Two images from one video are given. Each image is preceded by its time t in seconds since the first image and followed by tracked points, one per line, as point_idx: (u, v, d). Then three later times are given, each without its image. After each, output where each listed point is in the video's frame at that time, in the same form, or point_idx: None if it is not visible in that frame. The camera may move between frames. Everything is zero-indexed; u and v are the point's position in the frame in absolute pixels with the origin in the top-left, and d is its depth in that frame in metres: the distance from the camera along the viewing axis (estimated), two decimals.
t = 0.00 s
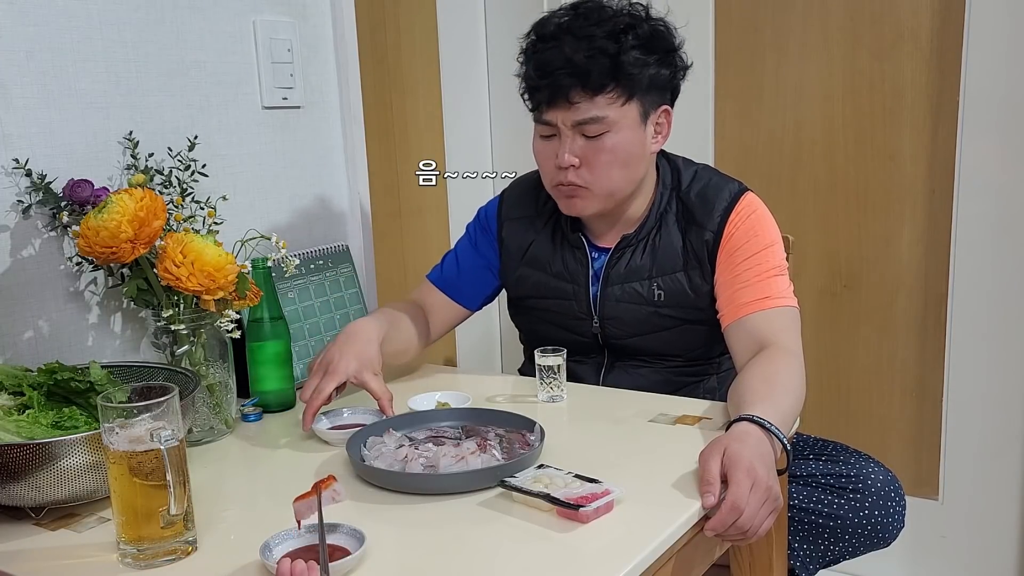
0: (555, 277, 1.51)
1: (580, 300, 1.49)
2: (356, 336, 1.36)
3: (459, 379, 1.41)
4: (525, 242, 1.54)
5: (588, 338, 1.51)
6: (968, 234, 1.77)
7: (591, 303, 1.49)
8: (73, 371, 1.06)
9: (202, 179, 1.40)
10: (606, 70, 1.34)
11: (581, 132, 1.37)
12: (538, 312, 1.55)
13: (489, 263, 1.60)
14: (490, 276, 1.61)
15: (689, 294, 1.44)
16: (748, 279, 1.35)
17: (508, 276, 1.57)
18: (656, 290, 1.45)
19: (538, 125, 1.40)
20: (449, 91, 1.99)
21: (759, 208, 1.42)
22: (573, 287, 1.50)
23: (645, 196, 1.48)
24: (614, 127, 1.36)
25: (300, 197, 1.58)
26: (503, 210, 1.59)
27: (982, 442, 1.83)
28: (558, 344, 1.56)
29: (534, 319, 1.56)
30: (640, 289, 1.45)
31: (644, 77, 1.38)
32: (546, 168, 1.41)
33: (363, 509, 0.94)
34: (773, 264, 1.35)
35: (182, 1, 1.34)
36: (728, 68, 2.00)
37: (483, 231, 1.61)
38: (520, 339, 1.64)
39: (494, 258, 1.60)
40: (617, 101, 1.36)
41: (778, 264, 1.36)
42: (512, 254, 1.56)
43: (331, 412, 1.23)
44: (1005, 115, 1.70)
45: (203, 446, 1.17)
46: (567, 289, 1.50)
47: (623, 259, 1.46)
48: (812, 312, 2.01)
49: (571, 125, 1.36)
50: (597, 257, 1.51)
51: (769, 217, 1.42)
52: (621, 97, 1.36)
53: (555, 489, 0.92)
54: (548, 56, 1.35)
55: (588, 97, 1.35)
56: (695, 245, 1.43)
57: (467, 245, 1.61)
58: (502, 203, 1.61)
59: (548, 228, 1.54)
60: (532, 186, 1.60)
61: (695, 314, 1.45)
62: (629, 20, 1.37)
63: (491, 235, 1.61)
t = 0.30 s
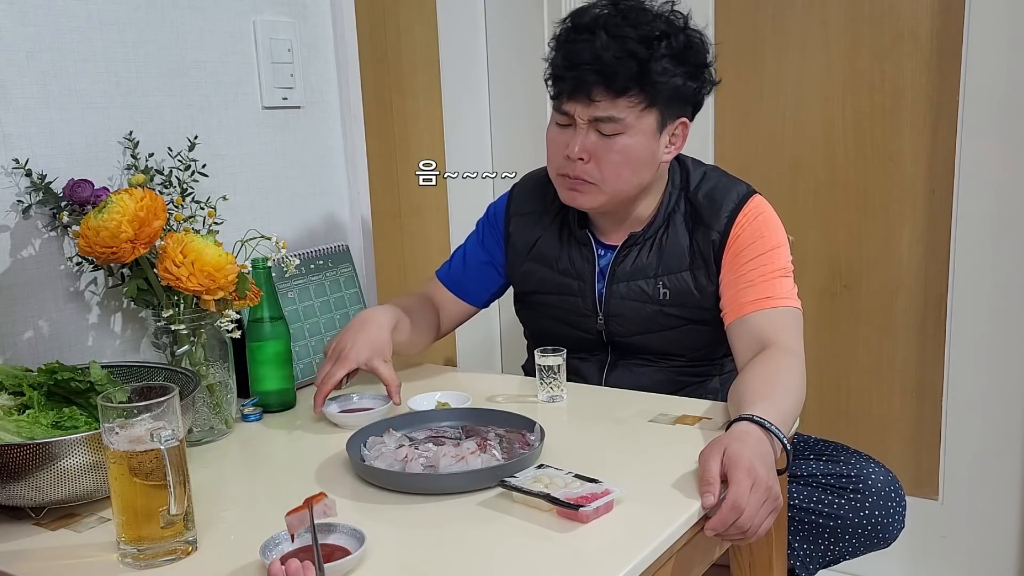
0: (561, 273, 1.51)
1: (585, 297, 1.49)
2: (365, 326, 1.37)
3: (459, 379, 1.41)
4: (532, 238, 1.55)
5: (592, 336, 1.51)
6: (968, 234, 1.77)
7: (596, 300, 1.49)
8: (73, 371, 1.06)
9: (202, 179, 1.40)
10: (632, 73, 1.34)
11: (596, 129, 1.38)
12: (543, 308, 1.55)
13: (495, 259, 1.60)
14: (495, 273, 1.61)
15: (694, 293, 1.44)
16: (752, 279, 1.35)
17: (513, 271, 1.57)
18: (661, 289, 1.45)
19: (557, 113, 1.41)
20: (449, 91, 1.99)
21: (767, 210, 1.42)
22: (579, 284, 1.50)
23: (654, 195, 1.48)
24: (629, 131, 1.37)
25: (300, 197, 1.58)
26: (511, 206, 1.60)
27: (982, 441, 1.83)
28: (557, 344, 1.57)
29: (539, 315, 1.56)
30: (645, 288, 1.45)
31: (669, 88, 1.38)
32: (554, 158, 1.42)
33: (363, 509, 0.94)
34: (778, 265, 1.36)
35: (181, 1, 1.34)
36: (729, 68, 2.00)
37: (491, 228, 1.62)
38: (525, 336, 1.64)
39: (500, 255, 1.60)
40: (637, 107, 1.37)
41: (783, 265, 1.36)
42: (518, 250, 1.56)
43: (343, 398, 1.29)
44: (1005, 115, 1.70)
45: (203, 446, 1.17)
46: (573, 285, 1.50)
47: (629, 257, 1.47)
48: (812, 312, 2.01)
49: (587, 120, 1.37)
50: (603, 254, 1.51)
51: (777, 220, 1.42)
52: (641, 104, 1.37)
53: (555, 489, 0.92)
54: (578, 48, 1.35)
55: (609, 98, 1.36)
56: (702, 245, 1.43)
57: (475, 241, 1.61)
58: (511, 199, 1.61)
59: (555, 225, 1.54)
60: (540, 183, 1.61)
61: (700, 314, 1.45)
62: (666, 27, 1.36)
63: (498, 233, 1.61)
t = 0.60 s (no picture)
0: (563, 271, 1.51)
1: (586, 295, 1.49)
2: (390, 315, 1.42)
3: (459, 379, 1.41)
4: (533, 237, 1.55)
5: (593, 333, 1.51)
6: (968, 234, 1.77)
7: (597, 299, 1.49)
8: (73, 372, 1.06)
9: (202, 179, 1.40)
10: (645, 71, 1.34)
11: (606, 125, 1.37)
12: (545, 306, 1.55)
13: (496, 259, 1.61)
14: (496, 273, 1.61)
15: (694, 294, 1.44)
16: (752, 279, 1.35)
17: (516, 268, 1.57)
18: (662, 288, 1.45)
19: (566, 106, 1.40)
20: (450, 92, 1.99)
21: (768, 211, 1.42)
22: (580, 282, 1.50)
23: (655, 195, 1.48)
24: (637, 129, 1.37)
25: (301, 197, 1.58)
26: (515, 204, 1.60)
27: (982, 441, 1.83)
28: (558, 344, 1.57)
29: (540, 312, 1.56)
30: (646, 287, 1.45)
31: (679, 88, 1.38)
32: (562, 152, 1.42)
33: (363, 509, 0.94)
34: (778, 266, 1.36)
35: (181, 1, 1.34)
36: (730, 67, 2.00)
37: (493, 227, 1.62)
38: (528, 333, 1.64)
39: (501, 255, 1.60)
40: (647, 105, 1.37)
41: (783, 266, 1.36)
42: (520, 247, 1.56)
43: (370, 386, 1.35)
44: (1005, 115, 1.70)
45: (203, 446, 1.17)
46: (574, 284, 1.50)
47: (630, 256, 1.47)
48: (812, 312, 2.01)
49: (597, 114, 1.37)
50: (605, 253, 1.51)
51: (778, 220, 1.42)
52: (651, 103, 1.37)
53: (555, 489, 0.92)
54: (592, 43, 1.35)
55: (621, 94, 1.36)
56: (703, 245, 1.43)
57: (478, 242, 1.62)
58: (514, 198, 1.61)
59: (557, 223, 1.54)
60: (544, 181, 1.61)
61: (700, 314, 1.45)
62: (679, 28, 1.37)
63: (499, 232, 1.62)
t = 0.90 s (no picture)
0: (560, 273, 1.51)
1: (584, 297, 1.49)
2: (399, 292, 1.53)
3: (459, 379, 1.41)
4: (530, 239, 1.55)
5: (591, 334, 1.51)
6: (968, 234, 1.77)
7: (595, 300, 1.49)
8: (73, 371, 1.06)
9: (202, 179, 1.40)
10: (646, 68, 1.34)
11: (607, 122, 1.38)
12: (543, 307, 1.55)
13: (494, 260, 1.60)
14: (494, 274, 1.61)
15: (692, 294, 1.44)
16: (750, 279, 1.35)
17: (513, 270, 1.57)
18: (659, 289, 1.45)
19: (565, 105, 1.40)
20: (450, 92, 1.99)
21: (765, 212, 1.42)
22: (577, 283, 1.50)
23: (652, 195, 1.48)
24: (639, 125, 1.38)
25: (301, 197, 1.58)
26: (512, 206, 1.60)
27: (982, 441, 1.83)
28: (558, 343, 1.57)
29: (538, 314, 1.56)
30: (643, 288, 1.45)
31: (679, 84, 1.39)
32: (563, 151, 1.41)
33: (363, 509, 0.94)
34: (776, 266, 1.36)
35: (181, 1, 1.34)
36: (730, 67, 2.00)
37: (491, 230, 1.62)
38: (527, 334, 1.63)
39: (499, 257, 1.60)
40: (648, 101, 1.37)
41: (781, 266, 1.36)
42: (518, 249, 1.56)
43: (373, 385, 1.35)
44: (1005, 115, 1.70)
45: (203, 446, 1.17)
46: (572, 285, 1.50)
47: (627, 257, 1.47)
48: (812, 312, 2.01)
49: (598, 112, 1.37)
50: (602, 254, 1.51)
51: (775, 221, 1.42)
52: (652, 98, 1.38)
53: (555, 489, 0.92)
54: (592, 42, 1.35)
55: (623, 90, 1.36)
56: (700, 245, 1.43)
57: (476, 244, 1.62)
58: (512, 200, 1.61)
59: (554, 224, 1.54)
60: (542, 182, 1.61)
61: (698, 314, 1.45)
62: (676, 24, 1.37)
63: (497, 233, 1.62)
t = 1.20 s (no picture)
0: (555, 276, 1.51)
1: (579, 300, 1.49)
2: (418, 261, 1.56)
3: (459, 379, 1.41)
4: (524, 243, 1.55)
5: (587, 337, 1.51)
6: (968, 234, 1.77)
7: (590, 302, 1.49)
8: (73, 371, 1.06)
9: (202, 179, 1.40)
10: (632, 63, 1.35)
11: (596, 120, 1.37)
12: (539, 311, 1.55)
13: (488, 266, 1.62)
14: (488, 279, 1.62)
15: (686, 294, 1.44)
16: (745, 279, 1.35)
17: (507, 275, 1.57)
18: (653, 290, 1.45)
19: (552, 107, 1.40)
20: (449, 92, 1.99)
21: (757, 211, 1.42)
22: (572, 286, 1.50)
23: (643, 196, 1.48)
24: (628, 121, 1.37)
25: (301, 197, 1.58)
26: (504, 212, 1.60)
27: (982, 441, 1.83)
28: (558, 344, 1.55)
29: (534, 318, 1.56)
30: (637, 289, 1.45)
31: (664, 78, 1.39)
32: (553, 153, 1.41)
33: (363, 509, 0.94)
34: (770, 265, 1.36)
35: (182, 1, 1.34)
36: (729, 67, 2.00)
37: (484, 236, 1.63)
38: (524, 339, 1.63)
39: (493, 262, 1.62)
40: (635, 96, 1.37)
41: (775, 265, 1.36)
42: (512, 254, 1.56)
43: (373, 385, 1.35)
44: (1005, 115, 1.70)
45: (203, 446, 1.17)
46: (566, 289, 1.50)
47: (620, 259, 1.46)
48: (812, 312, 2.01)
49: (587, 110, 1.37)
50: (594, 257, 1.51)
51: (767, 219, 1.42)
52: (639, 93, 1.38)
53: (555, 489, 0.92)
54: (576, 41, 1.36)
55: (610, 87, 1.36)
56: (692, 246, 1.43)
57: (469, 250, 1.63)
58: (504, 205, 1.62)
59: (547, 228, 1.54)
60: (533, 187, 1.61)
61: (693, 314, 1.45)
62: (655, 19, 1.38)
63: (491, 237, 1.63)
